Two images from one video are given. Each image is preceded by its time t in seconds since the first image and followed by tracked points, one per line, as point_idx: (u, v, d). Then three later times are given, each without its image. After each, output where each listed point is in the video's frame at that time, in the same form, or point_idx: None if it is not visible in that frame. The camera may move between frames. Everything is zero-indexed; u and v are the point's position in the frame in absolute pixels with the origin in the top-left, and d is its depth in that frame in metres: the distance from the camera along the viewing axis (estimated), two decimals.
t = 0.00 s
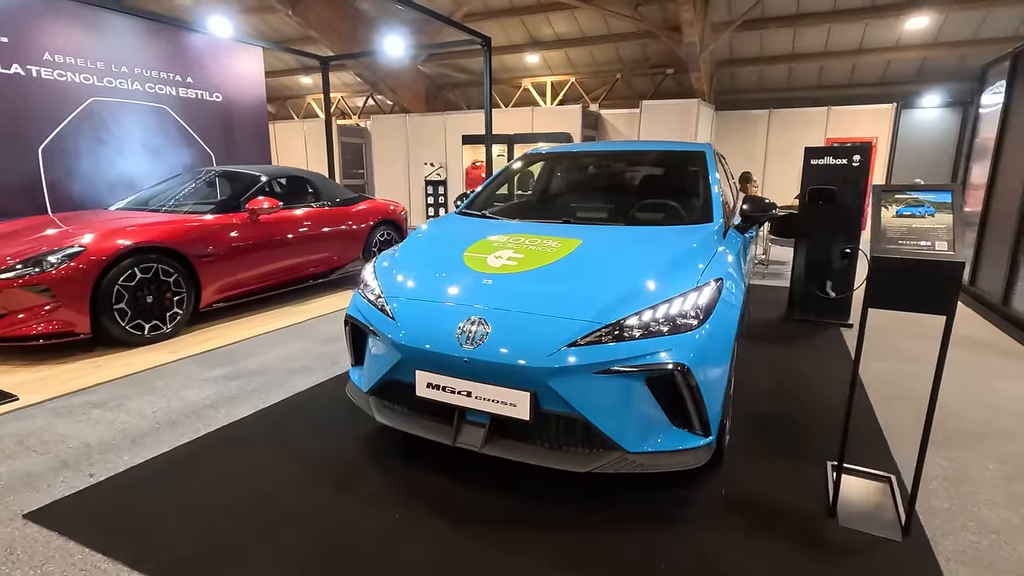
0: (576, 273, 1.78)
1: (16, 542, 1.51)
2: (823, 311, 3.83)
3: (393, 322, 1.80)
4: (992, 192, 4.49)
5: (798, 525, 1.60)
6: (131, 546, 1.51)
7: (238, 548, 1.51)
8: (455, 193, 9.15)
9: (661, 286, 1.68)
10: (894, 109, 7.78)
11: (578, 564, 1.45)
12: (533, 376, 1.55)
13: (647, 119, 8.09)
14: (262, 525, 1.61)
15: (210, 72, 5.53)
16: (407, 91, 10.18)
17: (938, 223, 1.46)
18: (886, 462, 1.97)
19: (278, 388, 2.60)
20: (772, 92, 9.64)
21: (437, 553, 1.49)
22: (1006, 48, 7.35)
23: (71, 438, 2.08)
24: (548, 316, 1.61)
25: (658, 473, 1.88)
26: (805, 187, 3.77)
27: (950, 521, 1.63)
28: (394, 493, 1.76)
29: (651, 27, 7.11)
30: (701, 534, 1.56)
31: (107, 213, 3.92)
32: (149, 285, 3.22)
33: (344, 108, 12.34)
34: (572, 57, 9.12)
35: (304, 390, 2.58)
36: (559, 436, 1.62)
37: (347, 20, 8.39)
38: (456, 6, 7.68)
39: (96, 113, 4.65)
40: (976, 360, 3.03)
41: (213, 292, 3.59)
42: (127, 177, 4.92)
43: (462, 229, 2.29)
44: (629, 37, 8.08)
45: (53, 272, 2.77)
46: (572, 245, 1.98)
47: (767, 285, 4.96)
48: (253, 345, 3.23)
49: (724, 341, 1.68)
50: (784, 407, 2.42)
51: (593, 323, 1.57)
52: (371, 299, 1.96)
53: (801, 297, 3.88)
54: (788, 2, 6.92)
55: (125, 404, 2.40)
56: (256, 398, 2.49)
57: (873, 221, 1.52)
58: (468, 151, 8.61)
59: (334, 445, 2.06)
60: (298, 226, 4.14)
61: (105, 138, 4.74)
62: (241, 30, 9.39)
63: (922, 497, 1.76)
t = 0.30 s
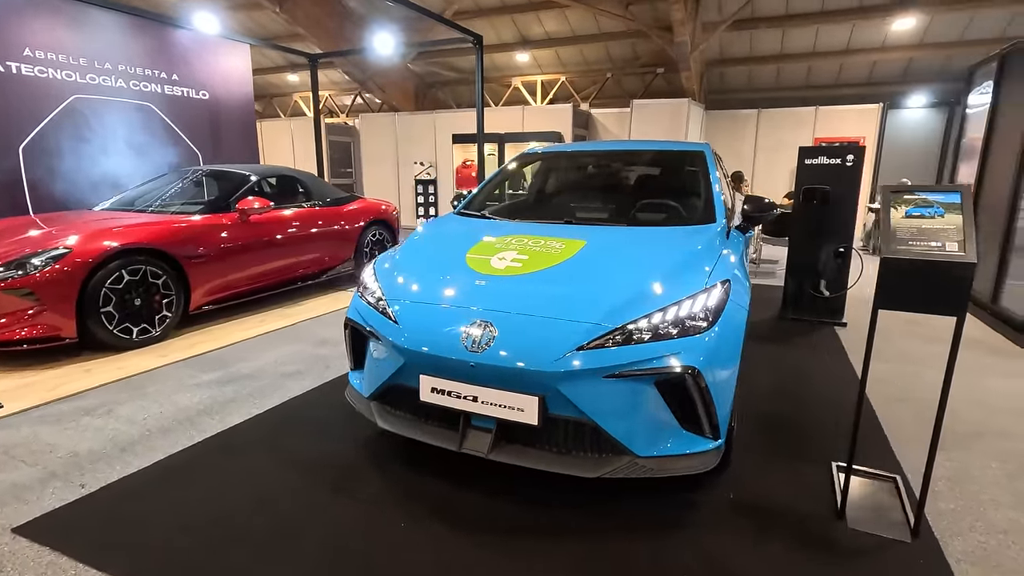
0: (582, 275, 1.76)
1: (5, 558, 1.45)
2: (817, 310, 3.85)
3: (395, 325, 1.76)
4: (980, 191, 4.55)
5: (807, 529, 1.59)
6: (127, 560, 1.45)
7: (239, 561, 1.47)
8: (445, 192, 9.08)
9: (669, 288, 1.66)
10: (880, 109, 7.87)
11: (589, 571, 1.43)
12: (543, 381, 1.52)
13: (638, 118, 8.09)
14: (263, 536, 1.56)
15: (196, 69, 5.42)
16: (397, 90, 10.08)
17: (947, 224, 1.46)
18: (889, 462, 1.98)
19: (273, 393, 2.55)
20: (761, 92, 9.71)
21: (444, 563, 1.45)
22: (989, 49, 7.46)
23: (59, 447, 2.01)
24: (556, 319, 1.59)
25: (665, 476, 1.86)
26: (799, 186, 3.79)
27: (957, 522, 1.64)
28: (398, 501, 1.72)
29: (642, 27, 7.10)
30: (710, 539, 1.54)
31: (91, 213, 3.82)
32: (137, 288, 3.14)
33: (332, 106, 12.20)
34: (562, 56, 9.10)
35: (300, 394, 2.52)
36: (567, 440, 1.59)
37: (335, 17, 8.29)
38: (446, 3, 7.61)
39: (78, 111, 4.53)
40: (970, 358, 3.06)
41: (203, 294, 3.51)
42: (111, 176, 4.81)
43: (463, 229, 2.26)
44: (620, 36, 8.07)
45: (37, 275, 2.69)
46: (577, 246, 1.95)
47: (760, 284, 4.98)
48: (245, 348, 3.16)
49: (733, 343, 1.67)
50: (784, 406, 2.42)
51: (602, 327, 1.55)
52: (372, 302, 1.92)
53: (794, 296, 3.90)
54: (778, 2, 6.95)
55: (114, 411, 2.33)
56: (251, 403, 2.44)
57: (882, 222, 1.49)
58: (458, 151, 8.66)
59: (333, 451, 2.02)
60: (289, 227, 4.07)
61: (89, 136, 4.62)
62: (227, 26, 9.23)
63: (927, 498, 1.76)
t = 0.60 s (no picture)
0: (588, 274, 1.73)
1: None
2: (810, 306, 3.88)
3: (397, 326, 1.72)
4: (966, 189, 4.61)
5: (817, 528, 1.58)
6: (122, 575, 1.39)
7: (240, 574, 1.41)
8: (433, 190, 9.01)
9: (678, 286, 1.64)
10: (865, 108, 7.96)
11: None
12: (552, 383, 1.49)
13: (627, 117, 8.09)
14: (264, 547, 1.51)
15: (179, 65, 5.29)
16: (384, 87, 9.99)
17: (957, 221, 1.44)
18: (892, 459, 1.98)
19: (266, 396, 2.48)
20: (748, 90, 9.78)
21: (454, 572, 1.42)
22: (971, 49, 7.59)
23: (45, 456, 1.93)
24: (564, 320, 1.56)
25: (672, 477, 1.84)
26: (792, 184, 3.80)
27: (964, 518, 1.64)
28: (402, 508, 1.68)
29: (632, 25, 7.11)
30: (722, 541, 1.52)
31: (72, 212, 3.70)
32: (122, 289, 3.04)
33: (318, 104, 12.04)
34: (551, 53, 9.07)
35: (295, 398, 2.46)
36: (576, 443, 1.56)
37: (321, 14, 8.18)
38: None
39: (58, 107, 4.40)
40: (963, 354, 3.09)
41: (190, 295, 3.42)
42: (92, 175, 4.67)
43: (463, 228, 2.22)
44: (609, 34, 8.07)
45: (17, 277, 2.59)
46: (581, 245, 1.92)
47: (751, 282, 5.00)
48: (235, 350, 3.08)
49: (742, 343, 1.64)
50: (786, 404, 2.41)
51: (611, 327, 1.52)
52: (372, 303, 1.87)
53: (788, 293, 3.93)
54: (766, 2, 7.00)
55: (102, 417, 2.25)
56: (244, 407, 2.37)
57: (892, 220, 1.51)
58: (446, 149, 8.59)
59: (333, 457, 1.97)
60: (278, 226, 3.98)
61: (68, 133, 4.49)
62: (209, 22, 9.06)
63: (933, 495, 1.76)
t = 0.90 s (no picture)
0: (601, 274, 1.70)
1: None
2: (805, 303, 3.91)
3: (407, 327, 1.68)
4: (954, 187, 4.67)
5: (836, 528, 1.57)
6: None
7: None
8: (423, 189, 8.94)
9: (693, 286, 1.62)
10: (851, 106, 8.06)
11: None
12: (570, 385, 1.45)
13: (617, 115, 8.10)
14: (273, 558, 1.46)
15: (164, 61, 5.17)
16: (372, 85, 9.90)
17: (974, 218, 1.44)
18: (901, 456, 1.98)
19: (265, 401, 2.42)
20: (736, 89, 9.85)
21: None
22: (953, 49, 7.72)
23: (36, 466, 1.85)
24: (580, 320, 1.53)
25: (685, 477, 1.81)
26: (788, 182, 3.81)
27: (978, 515, 1.64)
28: (414, 514, 1.63)
29: (622, 23, 7.12)
30: (741, 542, 1.50)
31: (55, 212, 3.58)
32: (111, 291, 2.95)
33: (304, 102, 11.89)
34: (540, 51, 9.04)
35: (295, 402, 2.40)
36: (593, 445, 1.53)
37: (307, 10, 8.06)
38: None
39: (38, 104, 4.26)
40: (958, 350, 3.13)
41: (181, 297, 3.34)
42: (74, 174, 4.54)
43: (469, 227, 2.18)
44: (598, 32, 8.07)
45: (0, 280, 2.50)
46: (591, 244, 1.89)
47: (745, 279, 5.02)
48: (230, 353, 3.01)
49: (759, 342, 1.62)
50: (791, 402, 2.41)
51: (628, 327, 1.49)
52: (378, 304, 1.83)
53: (784, 290, 3.95)
54: (755, 1, 7.05)
55: (94, 424, 2.17)
56: (242, 412, 2.30)
57: (909, 217, 1.50)
58: (436, 147, 8.55)
59: (338, 463, 1.92)
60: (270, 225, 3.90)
61: (49, 131, 4.35)
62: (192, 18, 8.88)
63: (945, 492, 1.76)
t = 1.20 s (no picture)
0: (618, 273, 1.68)
1: None
2: (802, 301, 3.92)
3: (421, 328, 1.65)
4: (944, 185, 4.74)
5: (855, 525, 1.57)
6: None
7: None
8: (413, 188, 8.87)
9: (712, 284, 1.60)
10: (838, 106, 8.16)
11: None
12: (592, 386, 1.43)
13: (608, 114, 8.11)
14: (289, 567, 1.42)
15: (150, 58, 5.05)
16: (360, 83, 9.81)
17: (991, 215, 1.45)
18: (910, 452, 1.99)
19: (267, 404, 2.37)
20: (725, 88, 9.92)
21: None
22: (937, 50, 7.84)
23: (33, 477, 1.79)
24: (600, 320, 1.51)
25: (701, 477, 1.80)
26: (785, 180, 3.83)
27: (992, 510, 1.65)
28: (431, 520, 1.60)
29: (614, 22, 7.12)
30: (763, 541, 1.50)
31: (40, 213, 3.47)
32: (103, 294, 2.87)
33: (291, 100, 11.74)
34: (531, 50, 9.01)
35: (298, 406, 2.35)
36: (614, 446, 1.52)
37: (295, 7, 7.95)
38: None
39: (21, 101, 4.14)
40: (955, 346, 3.17)
41: (175, 299, 3.26)
42: (59, 173, 4.41)
43: (478, 226, 2.15)
44: (589, 31, 8.08)
45: None
46: (605, 243, 1.88)
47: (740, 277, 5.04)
48: (227, 357, 2.94)
49: (778, 340, 1.61)
50: (798, 400, 2.41)
51: (650, 327, 1.47)
52: (390, 304, 1.79)
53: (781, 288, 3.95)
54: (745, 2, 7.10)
55: (91, 432, 2.10)
56: (245, 416, 2.25)
57: (926, 214, 1.50)
58: (426, 146, 8.50)
59: (348, 468, 1.88)
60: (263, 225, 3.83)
61: (33, 129, 4.23)
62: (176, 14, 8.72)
63: (957, 487, 1.78)
